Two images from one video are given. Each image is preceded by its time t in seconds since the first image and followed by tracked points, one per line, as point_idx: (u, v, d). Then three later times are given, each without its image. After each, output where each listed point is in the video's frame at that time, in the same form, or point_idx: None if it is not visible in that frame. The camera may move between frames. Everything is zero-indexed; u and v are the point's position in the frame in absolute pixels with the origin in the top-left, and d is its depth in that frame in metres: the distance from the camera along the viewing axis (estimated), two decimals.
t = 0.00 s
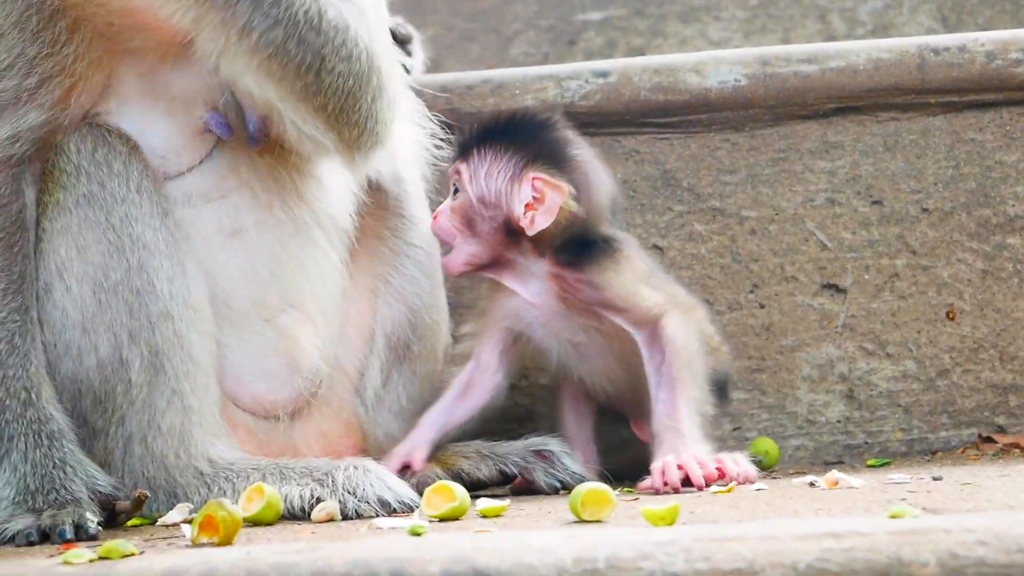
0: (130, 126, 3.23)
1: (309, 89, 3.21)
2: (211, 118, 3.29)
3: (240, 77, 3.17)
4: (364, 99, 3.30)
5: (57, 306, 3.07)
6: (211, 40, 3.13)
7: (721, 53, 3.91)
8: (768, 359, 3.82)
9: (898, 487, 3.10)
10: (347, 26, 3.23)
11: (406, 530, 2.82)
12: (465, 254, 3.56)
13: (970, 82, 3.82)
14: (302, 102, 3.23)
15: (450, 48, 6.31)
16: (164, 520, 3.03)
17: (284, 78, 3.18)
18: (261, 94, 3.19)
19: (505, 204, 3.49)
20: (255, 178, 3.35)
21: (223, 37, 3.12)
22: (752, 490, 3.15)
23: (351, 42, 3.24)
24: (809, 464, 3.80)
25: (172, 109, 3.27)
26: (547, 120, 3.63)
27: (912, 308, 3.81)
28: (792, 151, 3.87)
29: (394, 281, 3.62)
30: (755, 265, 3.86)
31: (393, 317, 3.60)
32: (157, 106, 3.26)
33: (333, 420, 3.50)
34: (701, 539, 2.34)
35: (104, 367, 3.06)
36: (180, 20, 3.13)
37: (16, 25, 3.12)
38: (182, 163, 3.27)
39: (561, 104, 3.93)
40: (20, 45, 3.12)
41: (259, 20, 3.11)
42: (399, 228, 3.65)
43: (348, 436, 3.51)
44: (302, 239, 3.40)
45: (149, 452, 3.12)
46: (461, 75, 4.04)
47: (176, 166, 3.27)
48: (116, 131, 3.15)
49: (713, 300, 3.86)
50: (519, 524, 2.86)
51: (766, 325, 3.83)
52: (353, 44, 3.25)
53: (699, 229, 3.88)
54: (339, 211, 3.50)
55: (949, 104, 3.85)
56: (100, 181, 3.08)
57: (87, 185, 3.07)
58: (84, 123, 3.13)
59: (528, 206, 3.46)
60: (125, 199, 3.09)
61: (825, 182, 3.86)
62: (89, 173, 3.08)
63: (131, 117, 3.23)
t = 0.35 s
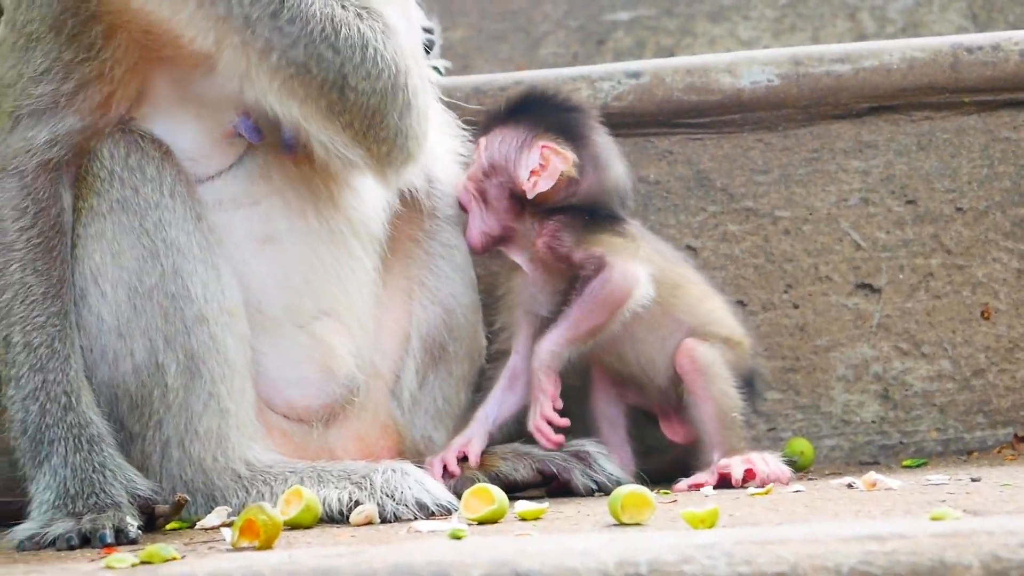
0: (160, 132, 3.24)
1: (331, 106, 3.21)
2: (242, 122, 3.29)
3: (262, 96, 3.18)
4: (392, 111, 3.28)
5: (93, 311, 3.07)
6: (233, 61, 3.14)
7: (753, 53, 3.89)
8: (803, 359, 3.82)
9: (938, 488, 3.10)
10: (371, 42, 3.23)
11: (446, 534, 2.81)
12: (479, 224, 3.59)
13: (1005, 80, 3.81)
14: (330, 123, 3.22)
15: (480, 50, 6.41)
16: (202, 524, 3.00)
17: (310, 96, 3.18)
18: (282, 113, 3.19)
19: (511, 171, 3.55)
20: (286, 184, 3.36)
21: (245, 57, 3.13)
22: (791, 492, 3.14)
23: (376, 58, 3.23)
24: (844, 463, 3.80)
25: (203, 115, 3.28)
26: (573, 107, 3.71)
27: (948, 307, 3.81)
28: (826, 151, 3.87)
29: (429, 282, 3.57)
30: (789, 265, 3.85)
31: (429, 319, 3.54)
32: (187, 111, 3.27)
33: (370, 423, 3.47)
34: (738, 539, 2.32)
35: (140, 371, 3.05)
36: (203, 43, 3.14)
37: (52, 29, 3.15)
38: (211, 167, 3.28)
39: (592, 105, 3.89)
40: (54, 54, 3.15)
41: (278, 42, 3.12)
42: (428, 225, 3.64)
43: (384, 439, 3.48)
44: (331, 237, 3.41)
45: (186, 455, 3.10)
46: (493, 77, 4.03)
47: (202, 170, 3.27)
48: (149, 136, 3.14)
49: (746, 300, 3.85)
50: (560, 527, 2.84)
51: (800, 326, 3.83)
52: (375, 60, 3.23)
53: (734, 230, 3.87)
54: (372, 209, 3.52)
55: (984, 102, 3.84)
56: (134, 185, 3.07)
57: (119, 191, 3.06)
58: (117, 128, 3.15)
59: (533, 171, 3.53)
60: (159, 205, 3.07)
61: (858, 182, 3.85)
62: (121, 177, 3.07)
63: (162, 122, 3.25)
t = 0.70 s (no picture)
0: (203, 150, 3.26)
1: (375, 145, 3.26)
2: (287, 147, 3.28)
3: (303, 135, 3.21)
4: (438, 155, 3.32)
5: (131, 325, 3.08)
6: (277, 100, 3.18)
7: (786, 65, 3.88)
8: (836, 371, 3.83)
9: (974, 503, 3.09)
10: (421, 89, 3.27)
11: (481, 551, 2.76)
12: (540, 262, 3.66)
13: None
14: (373, 164, 3.27)
15: (511, 60, 6.23)
16: (238, 539, 3.00)
17: (353, 136, 3.23)
18: (326, 153, 3.24)
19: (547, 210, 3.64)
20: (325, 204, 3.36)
21: (290, 96, 3.18)
22: (826, 506, 3.14)
23: (423, 102, 3.28)
24: (877, 476, 3.81)
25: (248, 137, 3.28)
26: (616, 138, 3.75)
27: (981, 319, 3.81)
28: (858, 162, 3.87)
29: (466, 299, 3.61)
30: (821, 277, 3.86)
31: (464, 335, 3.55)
32: (232, 131, 3.28)
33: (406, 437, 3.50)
34: (780, 553, 2.31)
35: (177, 386, 3.06)
36: (248, 80, 3.16)
37: (102, 42, 3.14)
38: (251, 187, 3.28)
39: (625, 118, 3.91)
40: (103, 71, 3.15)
41: (324, 83, 3.17)
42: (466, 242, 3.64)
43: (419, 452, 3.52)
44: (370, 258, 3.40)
45: (222, 470, 3.10)
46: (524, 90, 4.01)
47: (242, 191, 3.27)
48: (187, 152, 3.15)
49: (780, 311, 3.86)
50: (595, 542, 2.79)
51: (833, 338, 3.84)
52: (422, 103, 3.28)
53: (766, 241, 3.88)
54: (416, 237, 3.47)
55: (1016, 113, 3.84)
56: (171, 201, 3.08)
57: (156, 205, 3.07)
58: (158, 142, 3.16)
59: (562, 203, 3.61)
60: (195, 220, 3.08)
61: (890, 194, 3.86)
62: (160, 191, 3.08)
63: (206, 139, 3.26)
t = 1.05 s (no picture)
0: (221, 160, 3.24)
1: (376, 176, 3.21)
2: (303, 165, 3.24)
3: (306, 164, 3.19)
4: (445, 181, 3.28)
5: (146, 332, 3.08)
6: (274, 134, 3.15)
7: (802, 73, 3.93)
8: (850, 379, 3.82)
9: (988, 511, 3.08)
10: (421, 120, 3.19)
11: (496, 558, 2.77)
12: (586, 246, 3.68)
13: None
14: (376, 192, 3.23)
15: (524, 67, 6.21)
16: (252, 547, 3.01)
17: (353, 169, 3.19)
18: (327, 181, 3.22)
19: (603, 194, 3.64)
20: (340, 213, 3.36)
21: (286, 130, 3.13)
22: (840, 513, 3.13)
23: (424, 132, 3.21)
24: (891, 483, 3.78)
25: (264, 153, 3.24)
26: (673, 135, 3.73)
27: (995, 326, 3.80)
28: (872, 170, 3.88)
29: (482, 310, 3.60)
30: (835, 284, 3.87)
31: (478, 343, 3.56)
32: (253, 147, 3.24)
33: (419, 445, 3.50)
34: (794, 563, 2.30)
35: (191, 394, 3.07)
36: (242, 115, 3.14)
37: (120, 56, 3.16)
38: (268, 201, 3.28)
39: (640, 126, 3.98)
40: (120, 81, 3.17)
41: (319, 118, 3.12)
42: (484, 254, 3.62)
43: (431, 461, 3.52)
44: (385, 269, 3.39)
45: (236, 478, 3.11)
46: (538, 99, 4.04)
47: (259, 205, 3.27)
48: (203, 160, 3.14)
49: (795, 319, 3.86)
50: (611, 549, 2.79)
51: (846, 345, 3.84)
52: (422, 136, 3.21)
53: (780, 249, 3.88)
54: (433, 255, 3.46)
55: None
56: (186, 209, 3.08)
57: (172, 213, 3.07)
58: (175, 150, 3.16)
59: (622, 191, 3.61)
60: (211, 228, 3.08)
61: (904, 202, 3.86)
62: (178, 198, 3.08)
63: (226, 152, 3.24)
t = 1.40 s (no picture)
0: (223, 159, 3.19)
1: (364, 202, 3.22)
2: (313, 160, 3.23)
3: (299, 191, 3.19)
4: (431, 215, 3.30)
5: (150, 335, 3.08)
6: (266, 153, 3.14)
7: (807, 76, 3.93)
8: (856, 382, 3.81)
9: (993, 514, 3.08)
10: (411, 149, 3.21)
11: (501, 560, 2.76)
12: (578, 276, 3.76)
13: None
14: (362, 220, 3.24)
15: (529, 70, 6.10)
16: (257, 549, 3.00)
17: (342, 195, 3.20)
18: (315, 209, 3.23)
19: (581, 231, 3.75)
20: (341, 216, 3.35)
21: (280, 150, 3.14)
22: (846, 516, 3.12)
23: (414, 162, 3.23)
24: (897, 486, 3.77)
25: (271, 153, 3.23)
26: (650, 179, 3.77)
27: (1001, 329, 3.80)
28: (878, 172, 3.88)
29: (488, 314, 3.59)
30: (840, 287, 3.86)
31: (481, 346, 3.59)
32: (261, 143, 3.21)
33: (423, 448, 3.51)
34: (800, 564, 2.30)
35: (195, 397, 3.06)
36: (237, 133, 3.13)
37: (127, 57, 3.14)
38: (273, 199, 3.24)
39: (645, 129, 3.98)
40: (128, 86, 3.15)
41: (313, 140, 3.13)
42: (489, 258, 3.63)
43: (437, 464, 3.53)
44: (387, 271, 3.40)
45: (241, 480, 3.11)
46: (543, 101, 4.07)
47: (262, 207, 3.23)
48: (208, 162, 3.14)
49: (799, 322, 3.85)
50: (616, 552, 2.79)
51: (852, 348, 3.83)
52: (410, 166, 3.23)
53: (785, 252, 3.89)
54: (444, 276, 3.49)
55: None
56: (190, 212, 3.07)
57: (175, 216, 3.07)
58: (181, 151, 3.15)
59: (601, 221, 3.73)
60: (214, 231, 3.08)
61: (910, 205, 3.86)
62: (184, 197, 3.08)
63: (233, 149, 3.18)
